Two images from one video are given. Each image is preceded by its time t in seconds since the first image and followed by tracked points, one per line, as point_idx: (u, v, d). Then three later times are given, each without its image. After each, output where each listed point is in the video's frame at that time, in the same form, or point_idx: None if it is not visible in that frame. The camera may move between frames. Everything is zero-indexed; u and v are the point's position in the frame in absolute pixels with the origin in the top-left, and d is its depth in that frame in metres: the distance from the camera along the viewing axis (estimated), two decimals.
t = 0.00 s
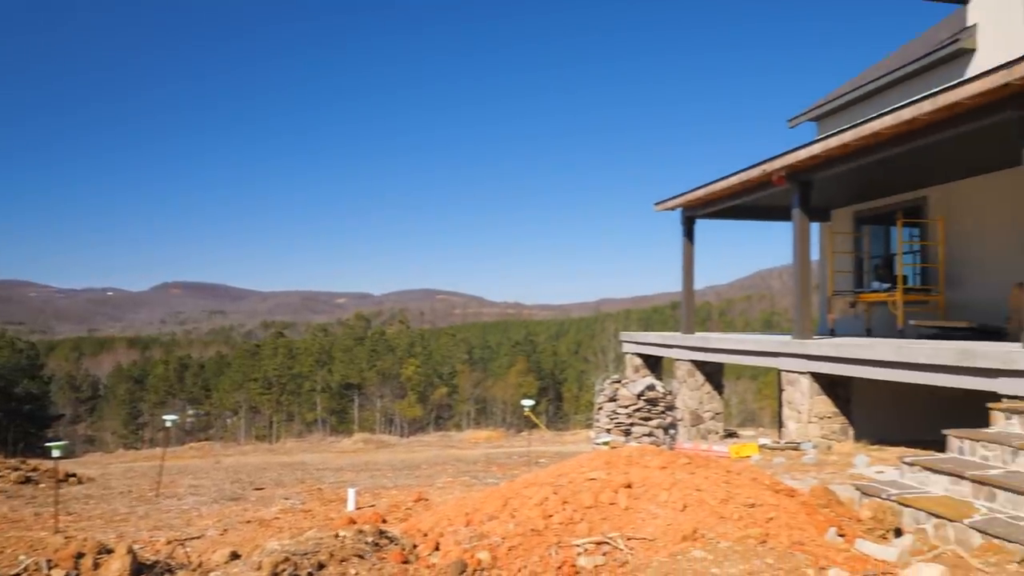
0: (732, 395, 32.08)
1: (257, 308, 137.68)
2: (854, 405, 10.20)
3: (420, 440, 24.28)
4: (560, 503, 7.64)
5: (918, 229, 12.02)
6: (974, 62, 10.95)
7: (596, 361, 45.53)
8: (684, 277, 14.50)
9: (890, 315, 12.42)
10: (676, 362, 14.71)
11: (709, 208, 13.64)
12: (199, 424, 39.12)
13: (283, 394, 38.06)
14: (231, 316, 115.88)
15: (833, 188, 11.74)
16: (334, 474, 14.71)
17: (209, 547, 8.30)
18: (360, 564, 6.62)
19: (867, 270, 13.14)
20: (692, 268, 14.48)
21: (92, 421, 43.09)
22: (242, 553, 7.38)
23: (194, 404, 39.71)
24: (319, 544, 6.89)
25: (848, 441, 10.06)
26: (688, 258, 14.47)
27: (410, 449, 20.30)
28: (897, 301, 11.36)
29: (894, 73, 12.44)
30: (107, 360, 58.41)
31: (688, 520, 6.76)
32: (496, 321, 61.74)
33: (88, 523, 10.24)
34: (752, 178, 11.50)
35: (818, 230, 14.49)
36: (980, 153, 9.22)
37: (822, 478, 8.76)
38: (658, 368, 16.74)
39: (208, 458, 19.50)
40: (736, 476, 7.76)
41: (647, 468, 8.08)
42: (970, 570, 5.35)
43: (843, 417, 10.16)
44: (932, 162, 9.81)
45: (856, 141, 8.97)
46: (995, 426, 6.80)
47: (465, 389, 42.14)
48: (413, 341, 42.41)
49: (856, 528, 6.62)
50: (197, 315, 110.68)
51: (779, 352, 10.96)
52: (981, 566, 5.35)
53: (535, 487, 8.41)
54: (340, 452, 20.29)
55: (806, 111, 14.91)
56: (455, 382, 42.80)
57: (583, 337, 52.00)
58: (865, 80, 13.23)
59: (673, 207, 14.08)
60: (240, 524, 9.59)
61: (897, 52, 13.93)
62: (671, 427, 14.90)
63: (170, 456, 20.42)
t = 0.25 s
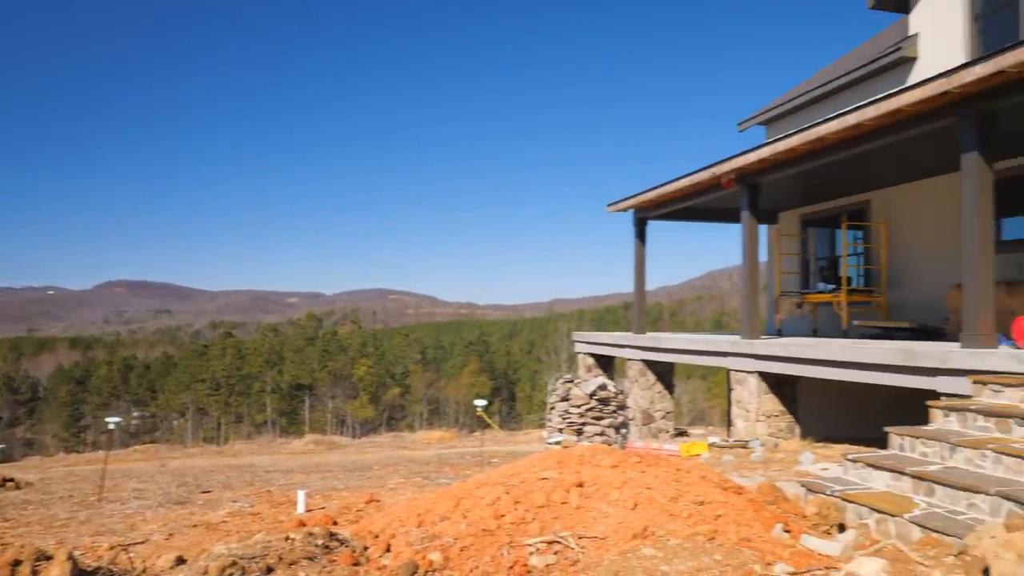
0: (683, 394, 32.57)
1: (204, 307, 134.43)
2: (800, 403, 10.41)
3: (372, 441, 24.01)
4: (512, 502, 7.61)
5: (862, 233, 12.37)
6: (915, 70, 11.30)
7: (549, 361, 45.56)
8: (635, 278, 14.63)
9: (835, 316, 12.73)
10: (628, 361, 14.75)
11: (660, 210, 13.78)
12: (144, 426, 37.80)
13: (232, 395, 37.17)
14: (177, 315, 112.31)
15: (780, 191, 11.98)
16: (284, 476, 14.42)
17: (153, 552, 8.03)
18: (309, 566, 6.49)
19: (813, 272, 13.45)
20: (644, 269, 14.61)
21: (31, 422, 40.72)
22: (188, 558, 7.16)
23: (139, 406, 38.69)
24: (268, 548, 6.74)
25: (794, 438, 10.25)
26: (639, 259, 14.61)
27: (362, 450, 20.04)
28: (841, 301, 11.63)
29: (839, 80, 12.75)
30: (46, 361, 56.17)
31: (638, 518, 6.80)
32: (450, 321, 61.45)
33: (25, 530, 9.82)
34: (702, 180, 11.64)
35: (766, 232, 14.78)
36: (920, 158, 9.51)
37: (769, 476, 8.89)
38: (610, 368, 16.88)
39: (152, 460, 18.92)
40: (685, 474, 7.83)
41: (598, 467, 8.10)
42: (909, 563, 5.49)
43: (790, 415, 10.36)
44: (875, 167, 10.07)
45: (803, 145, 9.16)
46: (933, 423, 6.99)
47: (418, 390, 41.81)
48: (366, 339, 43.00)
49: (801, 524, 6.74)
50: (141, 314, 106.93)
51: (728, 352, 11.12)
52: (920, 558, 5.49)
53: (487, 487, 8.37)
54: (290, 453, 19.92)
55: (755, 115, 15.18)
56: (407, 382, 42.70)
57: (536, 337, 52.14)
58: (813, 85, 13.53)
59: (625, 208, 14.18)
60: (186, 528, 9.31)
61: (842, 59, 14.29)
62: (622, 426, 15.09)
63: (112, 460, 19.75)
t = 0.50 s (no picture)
0: (636, 393, 32.96)
1: (149, 306, 130.71)
2: (750, 402, 10.60)
3: (323, 442, 23.65)
4: (465, 503, 7.56)
5: (809, 235, 12.65)
6: (862, 76, 11.62)
7: (503, 361, 46.03)
8: (589, 278, 14.70)
9: (784, 316, 12.99)
10: (581, 361, 14.85)
11: (614, 211, 13.87)
12: (87, 428, 35.48)
13: (179, 396, 36.14)
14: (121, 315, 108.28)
15: (731, 193, 12.17)
16: (233, 479, 14.08)
17: (96, 557, 7.74)
18: (258, 570, 6.34)
19: (763, 272, 13.72)
20: (598, 270, 14.69)
21: None
22: (132, 563, 6.92)
23: (83, 408, 36.94)
24: (216, 552, 6.57)
25: (744, 436, 10.45)
26: (593, 259, 14.68)
27: (314, 451, 19.72)
28: (790, 302, 11.88)
29: (789, 85, 13.04)
30: None
31: (591, 517, 6.81)
32: (403, 321, 60.95)
33: None
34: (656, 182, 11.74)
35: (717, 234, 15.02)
36: (865, 163, 9.76)
37: (720, 473, 9.02)
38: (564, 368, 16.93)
39: (95, 464, 18.27)
40: (637, 472, 7.88)
41: (552, 467, 8.10)
42: (853, 557, 5.61)
43: (740, 413, 10.56)
44: (822, 171, 10.30)
45: (753, 148, 9.30)
46: (877, 421, 7.17)
47: (371, 390, 41.34)
48: (318, 339, 42.82)
49: (750, 521, 6.85)
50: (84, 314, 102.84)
51: (680, 351, 11.25)
52: (864, 553, 5.62)
53: (440, 487, 8.30)
54: (240, 455, 19.47)
55: (707, 118, 15.41)
56: (360, 382, 42.30)
57: (490, 337, 52.10)
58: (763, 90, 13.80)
59: (580, 209, 14.24)
60: (131, 533, 9.00)
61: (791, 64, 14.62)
62: (576, 425, 15.17)
63: (52, 464, 19.00)
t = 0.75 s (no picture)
0: (588, 393, 33.22)
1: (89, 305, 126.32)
2: (699, 401, 10.74)
3: (272, 444, 23.18)
4: (416, 504, 7.48)
5: (757, 236, 12.91)
6: (807, 82, 11.90)
7: (455, 361, 45.94)
8: (541, 278, 14.72)
9: (732, 316, 13.22)
10: (532, 361, 14.84)
11: (566, 211, 13.91)
12: (24, 433, 33.31)
13: (123, 398, 34.99)
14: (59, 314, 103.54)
15: (681, 195, 12.32)
16: (178, 482, 13.69)
17: (32, 565, 7.42)
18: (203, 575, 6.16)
19: (712, 273, 13.93)
20: (550, 270, 14.72)
21: None
22: (71, 570, 6.66)
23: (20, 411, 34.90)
24: (160, 557, 6.37)
25: (693, 435, 10.58)
26: (545, 259, 14.70)
27: (262, 453, 19.31)
28: (738, 303, 12.10)
29: (737, 89, 13.27)
30: None
31: (542, 517, 6.81)
32: (355, 321, 60.17)
33: None
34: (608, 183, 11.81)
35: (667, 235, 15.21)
36: (811, 166, 9.98)
37: (669, 472, 9.10)
38: (516, 368, 16.92)
39: (33, 469, 17.55)
40: (588, 471, 7.90)
41: (503, 466, 8.07)
42: (798, 552, 5.73)
43: (689, 412, 10.67)
44: (770, 174, 10.49)
45: (703, 151, 9.42)
46: (821, 418, 7.33)
47: (321, 391, 40.69)
48: (267, 342, 41.23)
49: (698, 518, 6.94)
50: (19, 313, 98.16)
51: (631, 351, 11.33)
52: (808, 548, 5.74)
53: (391, 489, 8.20)
54: (186, 458, 18.95)
55: (659, 120, 15.59)
56: (311, 383, 41.24)
57: (442, 337, 51.85)
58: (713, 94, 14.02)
59: (532, 209, 14.25)
60: (69, 539, 8.66)
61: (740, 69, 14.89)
62: (528, 425, 15.03)
63: None
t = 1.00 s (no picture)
0: (537, 393, 33.31)
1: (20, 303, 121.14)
2: (646, 400, 10.86)
3: (215, 446, 22.59)
4: (363, 505, 7.37)
5: (703, 238, 13.13)
6: (752, 87, 12.16)
7: (404, 361, 45.72)
8: (490, 278, 14.68)
9: (678, 316, 13.40)
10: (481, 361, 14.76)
11: (515, 212, 13.90)
12: None
13: (58, 400, 33.63)
14: None
15: (629, 196, 12.44)
16: (116, 487, 13.22)
17: None
18: None
19: (659, 274, 14.12)
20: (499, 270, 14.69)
21: None
22: None
23: None
24: (94, 565, 6.12)
25: (640, 434, 10.72)
26: (495, 259, 14.67)
27: (206, 456, 18.81)
28: (685, 303, 12.28)
29: (685, 92, 13.47)
30: None
31: (489, 517, 6.77)
32: (301, 322, 59.11)
33: None
34: (557, 184, 11.84)
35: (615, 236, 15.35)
36: (755, 170, 10.19)
37: (616, 471, 9.17)
38: (464, 368, 16.83)
39: None
40: (535, 470, 7.89)
41: (451, 467, 8.01)
42: (741, 548, 5.83)
43: (636, 411, 10.78)
44: (716, 177, 10.67)
45: (651, 153, 9.53)
46: (764, 416, 7.47)
47: (267, 392, 39.84)
48: (211, 342, 40.03)
49: (644, 516, 7.00)
50: None
51: (579, 351, 11.38)
52: (750, 544, 5.85)
53: (337, 490, 8.06)
54: (124, 462, 18.32)
55: (607, 122, 15.72)
56: (256, 384, 40.41)
57: (391, 337, 51.36)
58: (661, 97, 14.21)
59: (481, 209, 14.21)
60: None
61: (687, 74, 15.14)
62: (477, 425, 15.08)
63: None
